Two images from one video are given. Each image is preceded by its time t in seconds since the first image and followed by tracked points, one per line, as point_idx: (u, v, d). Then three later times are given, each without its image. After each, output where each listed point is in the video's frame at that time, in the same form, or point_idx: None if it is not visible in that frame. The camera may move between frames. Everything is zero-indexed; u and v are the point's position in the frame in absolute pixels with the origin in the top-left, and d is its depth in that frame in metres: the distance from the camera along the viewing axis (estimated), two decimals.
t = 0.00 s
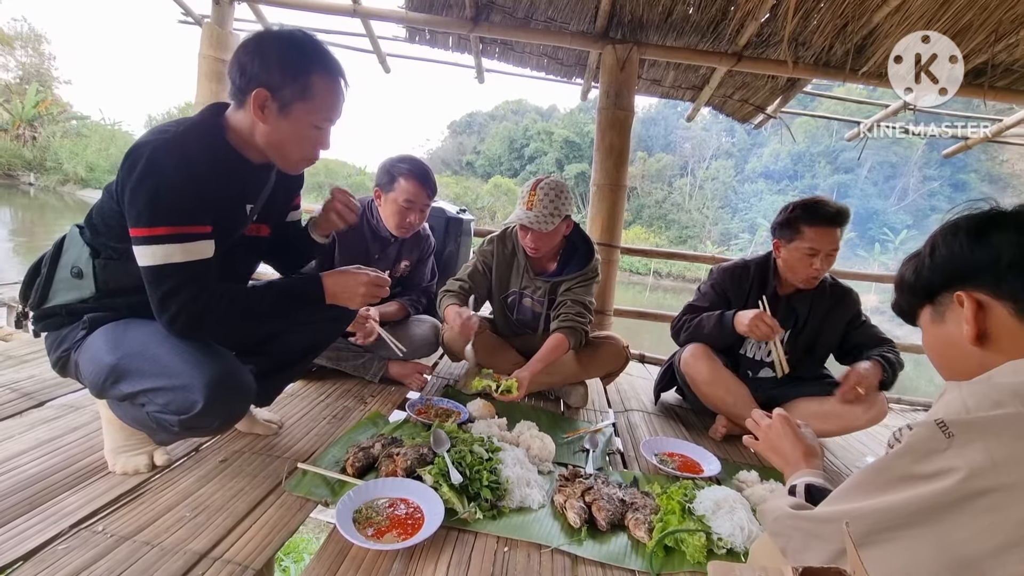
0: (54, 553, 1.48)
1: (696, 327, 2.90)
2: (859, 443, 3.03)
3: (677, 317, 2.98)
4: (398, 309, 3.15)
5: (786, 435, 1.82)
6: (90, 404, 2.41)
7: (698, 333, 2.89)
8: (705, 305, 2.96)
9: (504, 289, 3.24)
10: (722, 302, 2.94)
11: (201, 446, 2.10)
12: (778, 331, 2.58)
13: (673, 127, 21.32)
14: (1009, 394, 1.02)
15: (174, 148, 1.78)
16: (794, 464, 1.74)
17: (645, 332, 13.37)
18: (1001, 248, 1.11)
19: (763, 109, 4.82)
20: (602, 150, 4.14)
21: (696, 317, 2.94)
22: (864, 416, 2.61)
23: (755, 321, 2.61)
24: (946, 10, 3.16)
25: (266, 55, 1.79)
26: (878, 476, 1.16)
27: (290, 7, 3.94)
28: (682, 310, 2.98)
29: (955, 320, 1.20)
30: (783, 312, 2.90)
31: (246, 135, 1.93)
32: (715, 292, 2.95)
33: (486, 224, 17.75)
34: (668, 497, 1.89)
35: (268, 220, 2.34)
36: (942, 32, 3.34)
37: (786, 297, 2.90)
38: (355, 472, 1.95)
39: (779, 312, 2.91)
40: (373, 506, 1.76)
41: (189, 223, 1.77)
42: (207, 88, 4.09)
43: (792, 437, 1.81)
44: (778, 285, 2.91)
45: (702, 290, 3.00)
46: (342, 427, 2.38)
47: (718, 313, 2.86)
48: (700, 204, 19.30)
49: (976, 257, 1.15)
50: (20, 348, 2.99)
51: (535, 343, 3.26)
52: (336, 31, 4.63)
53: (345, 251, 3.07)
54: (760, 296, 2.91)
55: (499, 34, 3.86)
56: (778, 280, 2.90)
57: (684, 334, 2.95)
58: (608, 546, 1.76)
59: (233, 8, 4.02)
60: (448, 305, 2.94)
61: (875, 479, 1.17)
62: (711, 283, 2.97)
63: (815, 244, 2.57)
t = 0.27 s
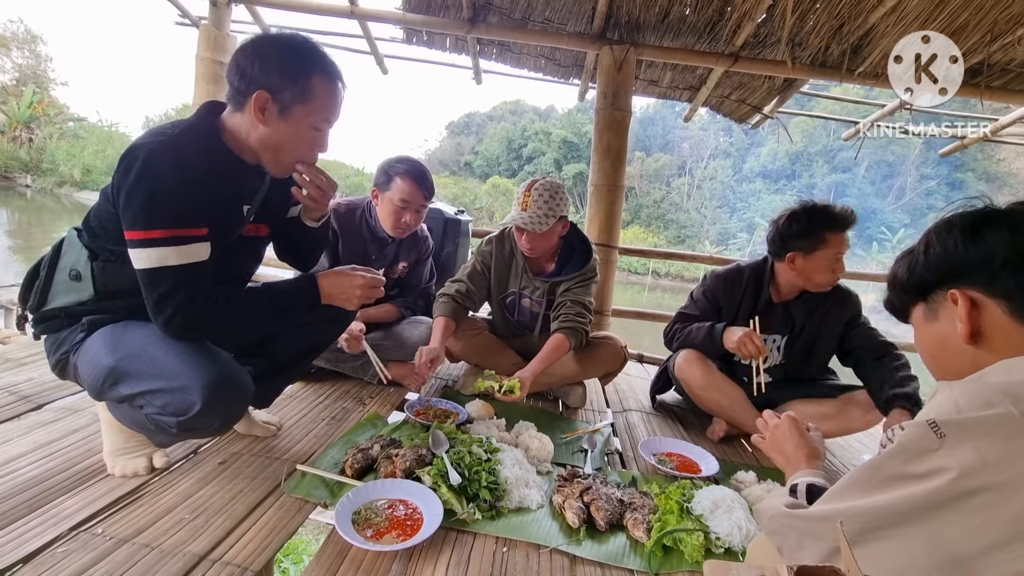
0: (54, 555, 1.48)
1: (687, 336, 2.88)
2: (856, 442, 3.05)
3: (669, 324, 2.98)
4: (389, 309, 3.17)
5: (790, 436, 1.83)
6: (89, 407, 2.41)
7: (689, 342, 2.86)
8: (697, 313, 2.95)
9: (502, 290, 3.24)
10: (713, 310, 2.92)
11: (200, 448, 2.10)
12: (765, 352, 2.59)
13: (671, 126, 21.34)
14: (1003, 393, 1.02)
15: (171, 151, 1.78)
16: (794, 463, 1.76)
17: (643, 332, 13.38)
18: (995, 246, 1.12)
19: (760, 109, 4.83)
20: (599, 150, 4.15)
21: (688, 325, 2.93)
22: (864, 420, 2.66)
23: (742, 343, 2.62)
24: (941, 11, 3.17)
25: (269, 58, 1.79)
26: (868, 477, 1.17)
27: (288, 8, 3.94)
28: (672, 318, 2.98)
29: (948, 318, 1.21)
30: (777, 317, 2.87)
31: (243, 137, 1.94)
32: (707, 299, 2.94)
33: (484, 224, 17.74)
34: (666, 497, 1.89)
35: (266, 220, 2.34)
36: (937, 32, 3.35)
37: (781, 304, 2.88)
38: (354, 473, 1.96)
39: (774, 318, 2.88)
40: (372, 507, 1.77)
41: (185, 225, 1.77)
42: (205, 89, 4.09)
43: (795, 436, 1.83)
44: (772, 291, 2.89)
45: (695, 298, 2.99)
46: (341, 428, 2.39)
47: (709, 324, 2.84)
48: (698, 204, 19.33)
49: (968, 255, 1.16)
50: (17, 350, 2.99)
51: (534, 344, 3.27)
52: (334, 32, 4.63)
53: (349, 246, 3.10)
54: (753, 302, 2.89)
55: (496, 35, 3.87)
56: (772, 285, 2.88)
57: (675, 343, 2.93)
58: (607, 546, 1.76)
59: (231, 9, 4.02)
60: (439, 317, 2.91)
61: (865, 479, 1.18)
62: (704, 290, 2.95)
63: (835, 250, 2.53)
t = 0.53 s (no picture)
0: (51, 557, 1.48)
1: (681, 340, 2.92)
2: (855, 441, 3.06)
3: (665, 328, 3.01)
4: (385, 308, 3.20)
5: (781, 432, 1.83)
6: (87, 408, 2.40)
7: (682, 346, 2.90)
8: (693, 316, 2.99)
9: (501, 289, 3.24)
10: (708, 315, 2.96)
11: (198, 449, 2.10)
12: (757, 360, 2.60)
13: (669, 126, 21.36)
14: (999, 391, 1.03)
15: (164, 150, 1.78)
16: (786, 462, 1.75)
17: (642, 331, 13.39)
18: (993, 244, 1.12)
19: (758, 108, 4.84)
20: (597, 149, 4.16)
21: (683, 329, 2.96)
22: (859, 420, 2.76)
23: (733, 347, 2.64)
24: (937, 9, 3.18)
25: (264, 54, 1.79)
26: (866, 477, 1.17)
27: (285, 8, 3.93)
28: (668, 322, 3.02)
29: (947, 317, 1.21)
30: (774, 325, 2.85)
31: (238, 135, 1.93)
32: (703, 304, 2.97)
33: (483, 224, 17.73)
34: (665, 496, 1.89)
35: (262, 219, 2.33)
36: (934, 31, 3.36)
37: (780, 312, 2.85)
38: (352, 473, 1.96)
39: (771, 327, 2.86)
40: (371, 508, 1.76)
41: (177, 224, 1.77)
42: (202, 90, 4.08)
43: (787, 432, 1.82)
44: (772, 300, 2.86)
45: (692, 301, 3.03)
46: (339, 429, 2.38)
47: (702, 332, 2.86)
48: (697, 203, 19.34)
49: (966, 254, 1.16)
50: (14, 351, 2.98)
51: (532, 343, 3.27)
52: (331, 32, 4.62)
53: (350, 246, 3.08)
54: (750, 310, 2.88)
55: (494, 35, 3.87)
56: (771, 292, 2.84)
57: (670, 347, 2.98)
58: (606, 545, 1.76)
59: (228, 9, 4.01)
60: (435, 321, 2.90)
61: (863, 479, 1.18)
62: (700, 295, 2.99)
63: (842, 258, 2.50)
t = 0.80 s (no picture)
0: (52, 558, 1.48)
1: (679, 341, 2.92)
2: (854, 439, 3.06)
3: (664, 330, 3.01)
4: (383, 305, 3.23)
5: (771, 431, 1.84)
6: (87, 409, 2.41)
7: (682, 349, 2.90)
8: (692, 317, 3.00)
9: (501, 289, 3.24)
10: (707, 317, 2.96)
11: (198, 449, 2.10)
12: (755, 360, 2.60)
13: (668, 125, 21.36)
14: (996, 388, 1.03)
15: (160, 151, 1.78)
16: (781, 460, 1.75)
17: (642, 331, 13.39)
18: (993, 246, 1.13)
19: (757, 108, 4.85)
20: (596, 149, 4.16)
21: (682, 331, 2.97)
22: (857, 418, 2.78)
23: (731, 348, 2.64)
24: (935, 9, 3.18)
25: (254, 50, 1.79)
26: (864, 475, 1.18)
27: (283, 8, 3.93)
28: (667, 323, 3.02)
29: (949, 317, 1.22)
30: (774, 329, 2.85)
31: (232, 133, 1.94)
32: (703, 306, 2.98)
33: (482, 224, 17.71)
34: (664, 495, 1.90)
35: (261, 220, 2.34)
36: (932, 30, 3.36)
37: (778, 317, 2.84)
38: (353, 473, 1.96)
39: (769, 332, 2.86)
40: (371, 508, 1.77)
41: (168, 225, 1.77)
42: (201, 91, 4.08)
43: (777, 432, 1.83)
44: (772, 304, 2.85)
45: (691, 301, 3.03)
46: (339, 429, 2.39)
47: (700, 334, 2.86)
48: (696, 202, 19.34)
49: (967, 255, 1.17)
50: (14, 353, 2.98)
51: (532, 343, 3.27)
52: (330, 32, 4.62)
53: (350, 249, 3.09)
54: (749, 313, 2.89)
55: (493, 35, 3.87)
56: (770, 295, 2.84)
57: (668, 349, 2.98)
58: (606, 545, 1.77)
59: (227, 10, 4.01)
60: (432, 324, 2.90)
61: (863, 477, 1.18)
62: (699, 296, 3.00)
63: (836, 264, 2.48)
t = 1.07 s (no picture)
0: (52, 559, 1.48)
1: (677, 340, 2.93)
2: (853, 439, 3.06)
3: (662, 329, 3.02)
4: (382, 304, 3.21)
5: (768, 432, 1.84)
6: (86, 409, 2.40)
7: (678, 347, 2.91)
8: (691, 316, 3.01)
9: (500, 288, 3.24)
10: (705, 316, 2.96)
11: (197, 450, 2.10)
12: (752, 358, 2.60)
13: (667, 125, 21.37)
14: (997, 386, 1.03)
15: (153, 151, 1.77)
16: (778, 460, 1.75)
17: (641, 330, 13.39)
18: None
19: (755, 107, 4.85)
20: (596, 149, 4.16)
21: (680, 330, 2.97)
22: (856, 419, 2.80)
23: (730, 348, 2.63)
24: (934, 8, 3.19)
25: (249, 50, 1.79)
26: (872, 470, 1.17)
27: (281, 8, 3.93)
28: (666, 323, 3.03)
29: (981, 316, 1.22)
30: (773, 330, 2.86)
31: (227, 133, 1.94)
32: (702, 306, 2.98)
33: (481, 224, 17.70)
34: (664, 494, 1.90)
35: (259, 221, 2.33)
36: (930, 30, 3.37)
37: (777, 318, 2.85)
38: (352, 474, 1.96)
39: (767, 333, 2.87)
40: (371, 507, 1.77)
41: (159, 227, 1.77)
42: (199, 91, 4.08)
43: (774, 432, 1.83)
44: (771, 304, 2.85)
45: (691, 301, 3.04)
46: (338, 429, 2.39)
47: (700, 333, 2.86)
48: (695, 202, 19.35)
49: (1003, 254, 1.17)
50: (12, 354, 2.97)
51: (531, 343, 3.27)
52: (328, 32, 4.62)
53: (349, 250, 3.10)
54: (747, 313, 2.89)
55: (492, 35, 3.87)
56: (769, 297, 2.84)
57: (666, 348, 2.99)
58: (606, 544, 1.77)
59: (224, 10, 4.01)
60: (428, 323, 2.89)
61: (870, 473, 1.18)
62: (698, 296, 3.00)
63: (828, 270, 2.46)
